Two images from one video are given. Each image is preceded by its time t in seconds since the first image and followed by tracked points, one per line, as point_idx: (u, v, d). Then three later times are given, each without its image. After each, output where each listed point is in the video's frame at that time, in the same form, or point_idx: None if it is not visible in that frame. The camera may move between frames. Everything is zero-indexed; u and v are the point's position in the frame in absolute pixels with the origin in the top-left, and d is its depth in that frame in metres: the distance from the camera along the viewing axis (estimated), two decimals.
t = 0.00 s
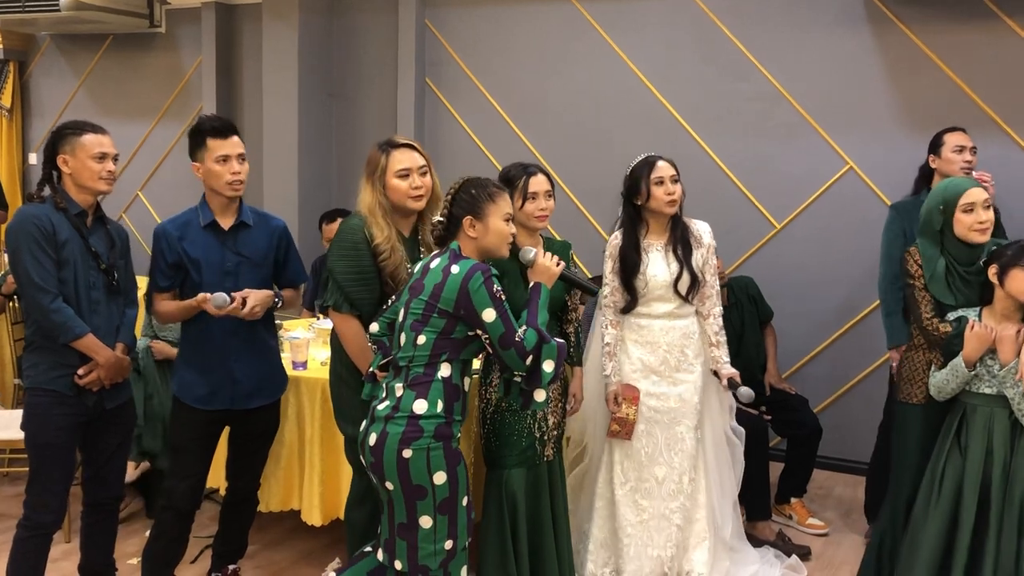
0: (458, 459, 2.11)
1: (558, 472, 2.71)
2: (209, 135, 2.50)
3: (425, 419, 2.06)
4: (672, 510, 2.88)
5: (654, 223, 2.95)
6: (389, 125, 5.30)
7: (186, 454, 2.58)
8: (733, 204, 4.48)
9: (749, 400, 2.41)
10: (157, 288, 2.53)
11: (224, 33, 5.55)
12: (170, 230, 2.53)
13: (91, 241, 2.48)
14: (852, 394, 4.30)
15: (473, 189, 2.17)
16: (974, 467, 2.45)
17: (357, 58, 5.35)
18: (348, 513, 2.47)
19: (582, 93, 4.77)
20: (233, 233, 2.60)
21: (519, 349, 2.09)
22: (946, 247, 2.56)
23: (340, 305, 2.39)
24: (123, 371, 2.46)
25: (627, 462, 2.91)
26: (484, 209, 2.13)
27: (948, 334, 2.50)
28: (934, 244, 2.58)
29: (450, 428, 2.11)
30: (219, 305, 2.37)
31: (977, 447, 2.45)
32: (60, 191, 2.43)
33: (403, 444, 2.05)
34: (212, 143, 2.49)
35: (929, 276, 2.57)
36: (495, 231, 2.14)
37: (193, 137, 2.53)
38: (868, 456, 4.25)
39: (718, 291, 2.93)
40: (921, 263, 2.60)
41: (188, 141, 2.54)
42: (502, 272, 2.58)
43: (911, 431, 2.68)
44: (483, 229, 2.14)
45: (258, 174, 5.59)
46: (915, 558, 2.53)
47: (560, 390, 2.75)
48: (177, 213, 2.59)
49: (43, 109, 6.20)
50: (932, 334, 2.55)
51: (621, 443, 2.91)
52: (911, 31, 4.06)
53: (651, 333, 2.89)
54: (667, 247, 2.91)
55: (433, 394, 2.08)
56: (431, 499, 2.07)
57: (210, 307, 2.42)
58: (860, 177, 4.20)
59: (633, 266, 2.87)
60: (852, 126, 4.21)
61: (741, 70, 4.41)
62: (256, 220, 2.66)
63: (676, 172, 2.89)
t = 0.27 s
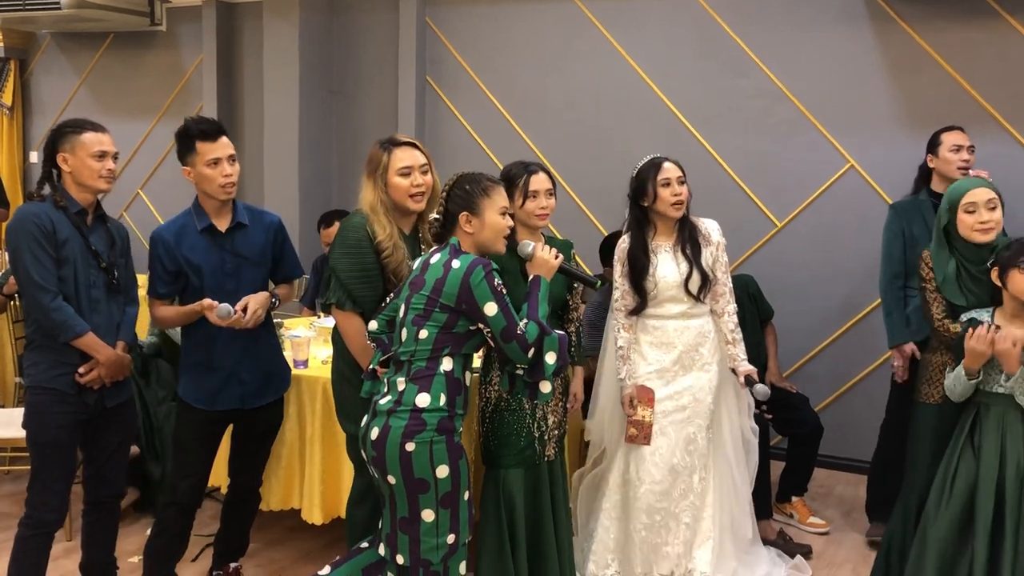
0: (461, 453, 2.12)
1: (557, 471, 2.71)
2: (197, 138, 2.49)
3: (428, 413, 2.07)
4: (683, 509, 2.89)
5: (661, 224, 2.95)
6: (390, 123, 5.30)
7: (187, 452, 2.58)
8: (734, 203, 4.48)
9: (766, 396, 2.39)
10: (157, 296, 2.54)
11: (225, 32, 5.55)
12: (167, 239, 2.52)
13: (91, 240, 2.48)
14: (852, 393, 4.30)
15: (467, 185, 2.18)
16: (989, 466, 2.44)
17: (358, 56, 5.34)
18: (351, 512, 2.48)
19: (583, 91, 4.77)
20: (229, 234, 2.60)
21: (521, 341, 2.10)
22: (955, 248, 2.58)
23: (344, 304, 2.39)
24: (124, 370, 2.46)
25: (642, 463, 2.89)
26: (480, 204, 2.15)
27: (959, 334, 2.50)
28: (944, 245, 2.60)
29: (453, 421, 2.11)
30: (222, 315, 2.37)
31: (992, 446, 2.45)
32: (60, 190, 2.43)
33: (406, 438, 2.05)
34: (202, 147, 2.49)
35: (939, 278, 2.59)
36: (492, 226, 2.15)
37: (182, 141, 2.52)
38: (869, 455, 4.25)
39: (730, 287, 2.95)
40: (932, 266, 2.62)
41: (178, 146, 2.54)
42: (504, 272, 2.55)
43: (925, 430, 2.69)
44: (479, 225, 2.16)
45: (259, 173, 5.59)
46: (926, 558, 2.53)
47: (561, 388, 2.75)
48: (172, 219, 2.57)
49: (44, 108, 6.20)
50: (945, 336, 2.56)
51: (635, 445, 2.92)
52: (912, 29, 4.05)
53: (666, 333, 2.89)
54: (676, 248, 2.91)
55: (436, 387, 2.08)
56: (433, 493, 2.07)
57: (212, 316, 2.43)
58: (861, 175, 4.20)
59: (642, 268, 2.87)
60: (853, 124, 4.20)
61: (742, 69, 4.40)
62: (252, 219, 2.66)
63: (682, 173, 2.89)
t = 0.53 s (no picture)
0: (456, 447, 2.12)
1: (558, 471, 2.70)
2: (191, 140, 2.48)
3: (422, 409, 2.07)
4: (692, 508, 2.89)
5: (669, 220, 2.94)
6: (391, 122, 5.30)
7: (188, 450, 2.58)
8: (736, 201, 4.47)
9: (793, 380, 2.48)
10: (157, 300, 2.52)
11: (227, 30, 5.55)
12: (165, 244, 2.49)
13: (93, 238, 2.48)
14: (854, 392, 4.30)
15: (453, 180, 2.15)
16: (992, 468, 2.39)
17: (359, 55, 5.34)
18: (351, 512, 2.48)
19: (585, 90, 4.77)
20: (226, 235, 2.59)
21: (513, 335, 2.08)
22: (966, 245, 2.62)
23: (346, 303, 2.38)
24: (125, 368, 2.46)
25: (646, 461, 2.90)
26: (466, 199, 2.12)
27: (959, 328, 2.49)
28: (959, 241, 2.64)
29: (447, 416, 2.11)
30: (218, 330, 2.36)
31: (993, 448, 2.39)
32: (62, 188, 2.43)
33: (402, 434, 2.05)
34: (197, 149, 2.48)
35: (946, 277, 2.61)
36: (479, 220, 2.12)
37: (175, 142, 2.51)
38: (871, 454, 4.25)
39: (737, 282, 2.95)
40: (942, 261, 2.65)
41: (171, 148, 2.52)
42: (504, 268, 2.56)
43: (930, 425, 2.71)
44: (467, 220, 2.13)
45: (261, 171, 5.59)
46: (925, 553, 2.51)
47: (561, 388, 2.73)
48: (168, 222, 2.54)
49: (46, 106, 6.20)
50: (947, 330, 2.55)
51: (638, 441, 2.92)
52: (915, 27, 4.05)
53: (675, 331, 2.88)
54: (684, 244, 2.91)
55: (430, 383, 2.08)
56: (429, 488, 2.07)
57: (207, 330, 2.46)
58: (863, 174, 4.19)
59: (650, 264, 2.86)
60: (855, 123, 4.19)
61: (744, 67, 4.40)
62: (248, 219, 2.65)
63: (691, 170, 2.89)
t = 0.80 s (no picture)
0: (435, 440, 2.09)
1: (561, 469, 2.71)
2: (192, 137, 2.48)
3: (397, 403, 2.05)
4: (693, 508, 2.89)
5: (672, 218, 2.94)
6: (394, 120, 5.30)
7: (189, 448, 2.58)
8: (738, 200, 4.46)
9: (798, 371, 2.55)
10: (154, 297, 2.53)
11: (229, 28, 5.55)
12: (163, 238, 2.50)
13: (94, 236, 2.49)
14: (857, 390, 4.29)
15: (421, 172, 2.09)
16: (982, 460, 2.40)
17: (362, 52, 5.34)
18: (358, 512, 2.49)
19: (587, 88, 4.76)
20: (225, 233, 2.59)
21: (482, 329, 2.03)
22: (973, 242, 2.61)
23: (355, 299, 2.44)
24: (126, 366, 2.46)
25: (650, 462, 2.87)
26: (435, 191, 2.07)
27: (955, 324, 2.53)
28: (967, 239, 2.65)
29: (424, 409, 2.09)
30: (216, 333, 2.37)
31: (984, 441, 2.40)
32: (64, 186, 2.43)
33: (377, 429, 2.05)
34: (197, 145, 2.47)
35: (953, 269, 2.62)
36: (450, 212, 2.07)
37: (175, 140, 2.51)
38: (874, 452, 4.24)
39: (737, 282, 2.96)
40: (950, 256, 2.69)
41: (171, 144, 2.52)
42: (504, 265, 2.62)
43: (931, 416, 2.73)
44: (437, 212, 2.07)
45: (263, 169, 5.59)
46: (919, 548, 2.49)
47: (563, 386, 2.73)
48: (167, 218, 2.55)
49: (49, 104, 6.21)
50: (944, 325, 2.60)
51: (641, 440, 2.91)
52: (918, 25, 4.04)
53: (676, 330, 2.89)
54: (686, 241, 2.91)
55: (403, 377, 2.06)
56: (407, 482, 2.06)
57: (205, 332, 2.46)
58: (866, 172, 4.18)
59: (653, 259, 2.86)
60: (858, 121, 4.19)
61: (746, 65, 4.39)
62: (246, 217, 2.65)
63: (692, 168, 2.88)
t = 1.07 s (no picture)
0: (406, 433, 2.09)
1: (562, 469, 2.69)
2: (201, 132, 2.49)
3: (365, 399, 2.06)
4: (682, 507, 2.87)
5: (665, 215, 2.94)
6: (396, 118, 5.30)
7: (189, 446, 2.58)
8: (740, 198, 4.46)
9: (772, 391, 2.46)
10: (152, 294, 2.52)
11: (231, 26, 5.54)
12: (165, 232, 2.51)
13: (94, 234, 2.48)
14: (860, 389, 4.28)
15: (380, 164, 2.08)
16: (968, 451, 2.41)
17: (364, 50, 5.33)
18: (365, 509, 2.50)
19: (589, 86, 4.75)
20: (227, 230, 2.59)
21: (442, 324, 2.00)
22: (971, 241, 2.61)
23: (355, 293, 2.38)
24: (124, 364, 2.46)
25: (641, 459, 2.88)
26: (394, 183, 2.06)
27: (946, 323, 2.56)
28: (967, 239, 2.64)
29: (394, 404, 2.09)
30: (215, 322, 2.32)
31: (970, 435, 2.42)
32: (63, 183, 2.43)
33: (347, 424, 2.07)
34: (206, 141, 2.48)
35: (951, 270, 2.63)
36: (408, 205, 2.06)
37: (185, 134, 2.51)
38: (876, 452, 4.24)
39: (729, 287, 2.96)
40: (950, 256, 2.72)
41: (181, 138, 2.53)
42: (507, 264, 2.63)
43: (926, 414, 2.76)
44: (396, 204, 2.07)
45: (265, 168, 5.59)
46: (909, 551, 2.49)
47: (566, 385, 2.72)
48: (170, 212, 2.56)
49: (51, 102, 6.21)
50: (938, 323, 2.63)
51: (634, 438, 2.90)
52: (920, 24, 4.03)
53: (664, 327, 2.87)
54: (678, 239, 2.89)
55: (370, 373, 2.07)
56: (379, 475, 2.07)
57: (205, 321, 2.44)
58: (869, 170, 4.18)
59: (641, 254, 2.87)
60: (860, 119, 4.18)
61: (748, 64, 4.38)
62: (250, 215, 2.65)
63: (680, 165, 2.85)
